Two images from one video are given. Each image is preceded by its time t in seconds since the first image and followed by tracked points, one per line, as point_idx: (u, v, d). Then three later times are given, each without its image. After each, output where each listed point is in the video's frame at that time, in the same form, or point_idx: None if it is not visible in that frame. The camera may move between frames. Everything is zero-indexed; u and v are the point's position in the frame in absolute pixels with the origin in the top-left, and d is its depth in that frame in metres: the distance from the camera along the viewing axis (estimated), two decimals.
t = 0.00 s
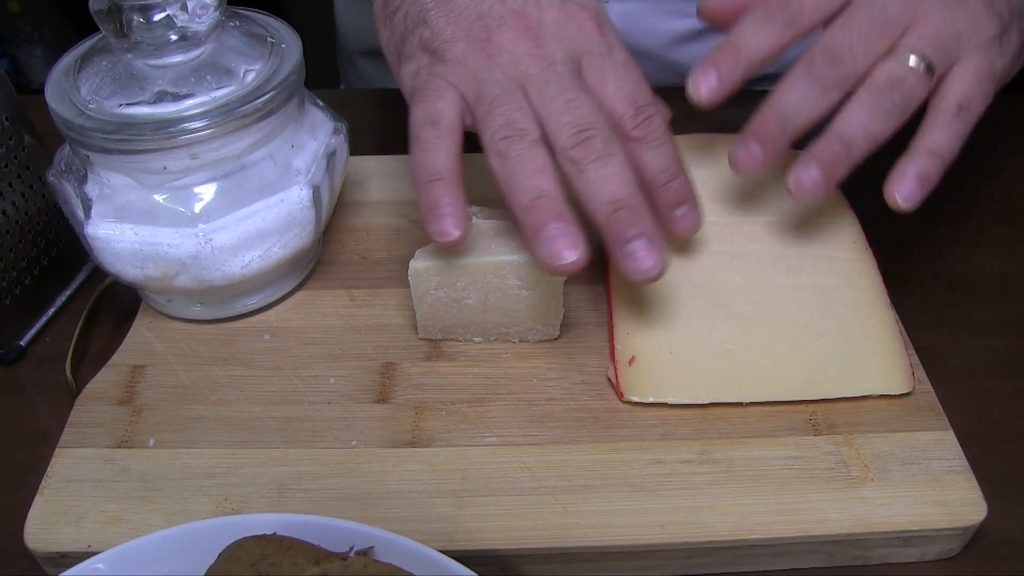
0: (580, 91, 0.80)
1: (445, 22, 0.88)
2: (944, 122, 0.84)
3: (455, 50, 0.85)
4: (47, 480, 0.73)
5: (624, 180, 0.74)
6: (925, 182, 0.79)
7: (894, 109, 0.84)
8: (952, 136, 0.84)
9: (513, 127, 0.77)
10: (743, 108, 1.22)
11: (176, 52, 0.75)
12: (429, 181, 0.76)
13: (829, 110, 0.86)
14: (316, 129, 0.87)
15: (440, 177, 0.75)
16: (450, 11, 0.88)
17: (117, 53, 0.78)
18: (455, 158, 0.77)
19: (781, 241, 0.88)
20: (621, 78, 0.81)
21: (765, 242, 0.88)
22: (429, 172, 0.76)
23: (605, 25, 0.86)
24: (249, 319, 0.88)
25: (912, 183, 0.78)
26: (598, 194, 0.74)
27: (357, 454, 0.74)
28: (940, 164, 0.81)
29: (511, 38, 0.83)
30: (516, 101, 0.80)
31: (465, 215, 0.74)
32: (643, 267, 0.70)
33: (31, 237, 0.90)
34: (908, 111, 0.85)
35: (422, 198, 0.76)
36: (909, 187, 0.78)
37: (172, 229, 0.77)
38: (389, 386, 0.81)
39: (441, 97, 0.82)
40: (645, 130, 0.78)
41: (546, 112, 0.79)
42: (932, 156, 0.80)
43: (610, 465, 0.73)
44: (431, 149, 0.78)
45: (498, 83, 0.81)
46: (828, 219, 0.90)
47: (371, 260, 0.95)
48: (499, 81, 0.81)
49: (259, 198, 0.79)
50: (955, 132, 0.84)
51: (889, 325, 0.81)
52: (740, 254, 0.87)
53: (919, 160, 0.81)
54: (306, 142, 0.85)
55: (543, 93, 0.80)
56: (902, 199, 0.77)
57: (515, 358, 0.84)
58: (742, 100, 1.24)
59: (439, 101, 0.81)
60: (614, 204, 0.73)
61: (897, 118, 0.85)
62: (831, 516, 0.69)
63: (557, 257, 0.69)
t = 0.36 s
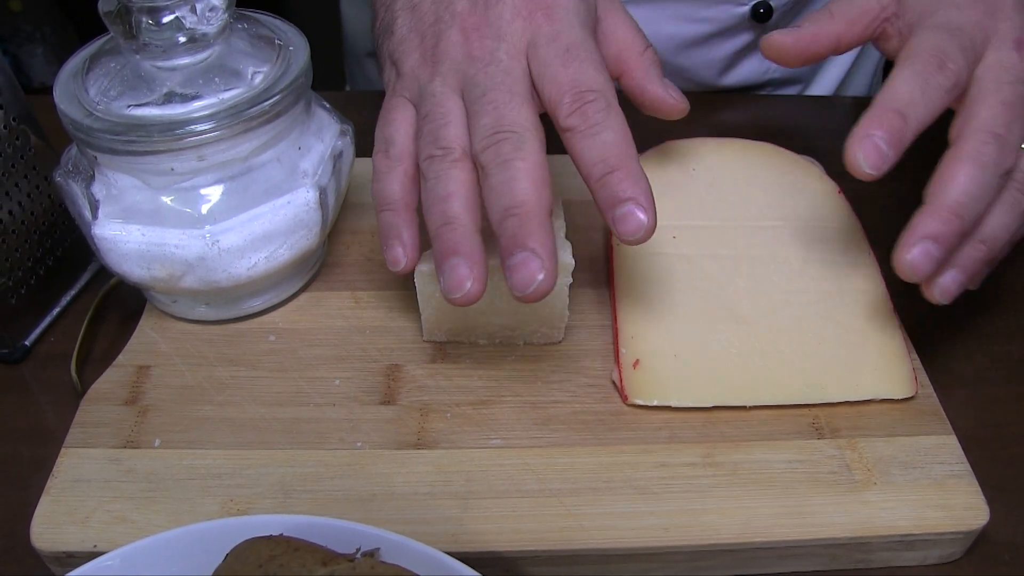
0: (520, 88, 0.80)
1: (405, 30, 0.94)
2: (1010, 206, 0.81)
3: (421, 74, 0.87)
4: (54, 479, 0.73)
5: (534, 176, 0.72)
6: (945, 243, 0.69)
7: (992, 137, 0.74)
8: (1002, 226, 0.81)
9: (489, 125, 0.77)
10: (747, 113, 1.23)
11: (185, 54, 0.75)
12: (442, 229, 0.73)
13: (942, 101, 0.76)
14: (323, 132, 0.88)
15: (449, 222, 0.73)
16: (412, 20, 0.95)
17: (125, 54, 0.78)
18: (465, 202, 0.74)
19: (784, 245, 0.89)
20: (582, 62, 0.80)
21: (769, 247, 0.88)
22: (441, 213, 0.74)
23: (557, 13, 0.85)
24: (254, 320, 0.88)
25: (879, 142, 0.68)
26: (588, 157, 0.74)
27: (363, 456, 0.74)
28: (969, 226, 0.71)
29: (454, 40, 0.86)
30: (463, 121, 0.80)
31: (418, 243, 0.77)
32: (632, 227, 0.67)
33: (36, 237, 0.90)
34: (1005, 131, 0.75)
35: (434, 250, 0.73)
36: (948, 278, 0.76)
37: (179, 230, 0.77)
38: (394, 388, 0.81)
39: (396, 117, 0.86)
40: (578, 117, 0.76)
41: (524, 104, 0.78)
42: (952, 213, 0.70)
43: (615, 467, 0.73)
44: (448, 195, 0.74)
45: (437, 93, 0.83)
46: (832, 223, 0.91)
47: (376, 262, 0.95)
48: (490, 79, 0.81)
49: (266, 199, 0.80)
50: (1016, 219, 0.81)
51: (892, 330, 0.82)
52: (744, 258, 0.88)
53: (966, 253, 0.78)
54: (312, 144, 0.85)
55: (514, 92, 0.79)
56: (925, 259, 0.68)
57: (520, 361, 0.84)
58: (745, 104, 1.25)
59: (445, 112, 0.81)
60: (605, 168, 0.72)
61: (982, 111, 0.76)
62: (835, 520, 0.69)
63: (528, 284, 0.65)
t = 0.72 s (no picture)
0: (602, 53, 0.81)
1: None
2: (971, 202, 0.82)
3: (464, 26, 0.85)
4: (54, 477, 0.73)
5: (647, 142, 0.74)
6: (895, 251, 0.76)
7: (943, 143, 0.78)
8: (965, 225, 0.81)
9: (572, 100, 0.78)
10: (748, 112, 1.22)
11: (185, 51, 0.75)
12: (552, 176, 0.72)
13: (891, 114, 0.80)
14: (323, 129, 0.88)
15: (560, 168, 0.72)
16: None
17: (125, 52, 0.78)
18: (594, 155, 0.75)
19: (786, 242, 0.88)
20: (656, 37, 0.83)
21: (771, 244, 0.88)
22: (547, 161, 0.73)
23: None
24: (254, 319, 0.88)
25: (822, 159, 0.73)
26: (678, 129, 0.78)
27: (362, 453, 0.74)
28: (919, 231, 0.76)
29: (524, 6, 0.84)
30: (549, 81, 0.80)
31: (466, 176, 0.73)
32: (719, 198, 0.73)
33: (35, 236, 0.91)
34: (958, 137, 0.79)
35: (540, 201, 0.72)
36: (911, 276, 0.80)
37: (179, 228, 0.77)
38: (394, 385, 0.81)
39: (451, 65, 0.83)
40: (668, 92, 0.80)
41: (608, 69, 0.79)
42: (902, 218, 0.76)
43: (615, 465, 0.73)
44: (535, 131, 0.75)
45: (513, 51, 0.81)
46: (833, 221, 0.90)
47: (376, 260, 0.95)
48: (570, 45, 0.80)
49: (266, 197, 0.80)
50: (975, 220, 0.82)
51: (893, 328, 0.82)
52: (745, 256, 0.87)
53: (928, 251, 0.81)
54: (312, 142, 0.85)
55: (594, 55, 0.80)
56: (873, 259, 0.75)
57: (520, 359, 0.84)
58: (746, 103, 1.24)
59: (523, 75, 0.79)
60: (697, 140, 0.77)
61: (937, 116, 0.80)
62: (835, 518, 0.69)
63: (666, 244, 0.67)
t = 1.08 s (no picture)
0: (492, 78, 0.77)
1: (376, 23, 0.93)
2: (987, 210, 0.69)
3: (382, 67, 0.86)
4: (51, 476, 0.73)
5: (483, 154, 0.68)
6: (962, 240, 0.60)
7: (935, 145, 0.68)
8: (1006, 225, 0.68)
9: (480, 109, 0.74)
10: (747, 110, 1.22)
11: (181, 51, 0.75)
12: (449, 188, 0.65)
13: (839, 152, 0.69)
14: (320, 129, 0.87)
15: (459, 180, 0.66)
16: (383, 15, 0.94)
17: (121, 51, 0.78)
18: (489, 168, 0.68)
19: (784, 240, 0.88)
20: (562, 51, 0.76)
21: (769, 243, 0.88)
22: (447, 174, 0.67)
23: (535, 23, 0.83)
24: (252, 318, 0.88)
25: (778, 171, 0.59)
26: (579, 124, 0.68)
27: (359, 453, 0.74)
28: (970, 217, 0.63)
29: (425, 36, 0.85)
30: (478, 91, 0.76)
31: (415, 188, 0.72)
32: (627, 181, 0.61)
33: (34, 237, 0.91)
34: (943, 138, 0.70)
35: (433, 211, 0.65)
36: (992, 303, 0.60)
37: (175, 228, 0.77)
38: (391, 384, 0.81)
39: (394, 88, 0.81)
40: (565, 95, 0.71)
41: (484, 95, 0.75)
42: (994, 253, 0.65)
43: (611, 464, 0.73)
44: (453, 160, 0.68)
45: (400, 80, 0.81)
46: (833, 219, 0.89)
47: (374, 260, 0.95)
48: (456, 68, 0.79)
49: (262, 197, 0.80)
50: (1005, 222, 0.68)
51: (892, 326, 0.81)
52: (743, 254, 0.87)
53: (987, 265, 0.63)
54: (309, 141, 0.85)
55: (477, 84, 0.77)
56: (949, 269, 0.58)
57: (517, 358, 0.84)
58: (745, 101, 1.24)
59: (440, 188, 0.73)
60: (598, 128, 0.66)
61: (909, 131, 0.71)
62: (832, 517, 0.69)
63: (632, 187, 0.60)
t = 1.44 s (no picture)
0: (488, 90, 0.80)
1: (378, 26, 0.94)
2: (968, 202, 0.74)
3: (384, 71, 0.87)
4: (49, 474, 0.73)
5: (490, 167, 0.72)
6: (931, 240, 0.65)
7: (916, 142, 0.74)
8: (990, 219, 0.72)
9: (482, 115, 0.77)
10: (748, 107, 1.22)
11: (178, 47, 0.75)
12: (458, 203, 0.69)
13: (828, 139, 0.74)
14: (318, 125, 0.87)
15: (469, 193, 0.69)
16: (385, 18, 0.94)
17: (118, 48, 0.78)
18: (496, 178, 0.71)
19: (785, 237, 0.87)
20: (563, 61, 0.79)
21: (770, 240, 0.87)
22: (458, 187, 0.70)
23: (536, 27, 0.85)
24: (250, 316, 0.88)
25: (764, 158, 0.65)
26: (580, 138, 0.71)
27: (358, 450, 0.74)
28: (942, 216, 0.68)
29: (427, 41, 0.87)
30: (480, 98, 0.78)
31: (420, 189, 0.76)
32: (624, 204, 0.64)
33: (32, 234, 0.90)
34: (926, 135, 0.75)
35: (449, 224, 0.68)
36: (964, 295, 0.66)
37: (173, 225, 0.77)
38: (390, 382, 0.80)
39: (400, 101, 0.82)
40: (566, 109, 0.74)
41: (489, 103, 0.78)
42: (970, 248, 0.69)
43: (611, 462, 0.73)
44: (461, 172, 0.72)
45: (403, 86, 0.84)
46: (835, 216, 0.89)
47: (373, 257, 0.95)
48: (460, 74, 0.82)
49: (260, 194, 0.79)
50: (985, 217, 0.73)
51: (894, 323, 0.81)
52: (744, 251, 0.86)
53: (963, 261, 0.68)
54: (307, 138, 0.85)
55: (482, 90, 0.79)
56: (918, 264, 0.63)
57: (516, 355, 0.83)
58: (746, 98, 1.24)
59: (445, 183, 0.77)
60: (597, 148, 0.70)
61: (896, 126, 0.77)
62: (834, 515, 0.68)
63: (628, 205, 0.64)
